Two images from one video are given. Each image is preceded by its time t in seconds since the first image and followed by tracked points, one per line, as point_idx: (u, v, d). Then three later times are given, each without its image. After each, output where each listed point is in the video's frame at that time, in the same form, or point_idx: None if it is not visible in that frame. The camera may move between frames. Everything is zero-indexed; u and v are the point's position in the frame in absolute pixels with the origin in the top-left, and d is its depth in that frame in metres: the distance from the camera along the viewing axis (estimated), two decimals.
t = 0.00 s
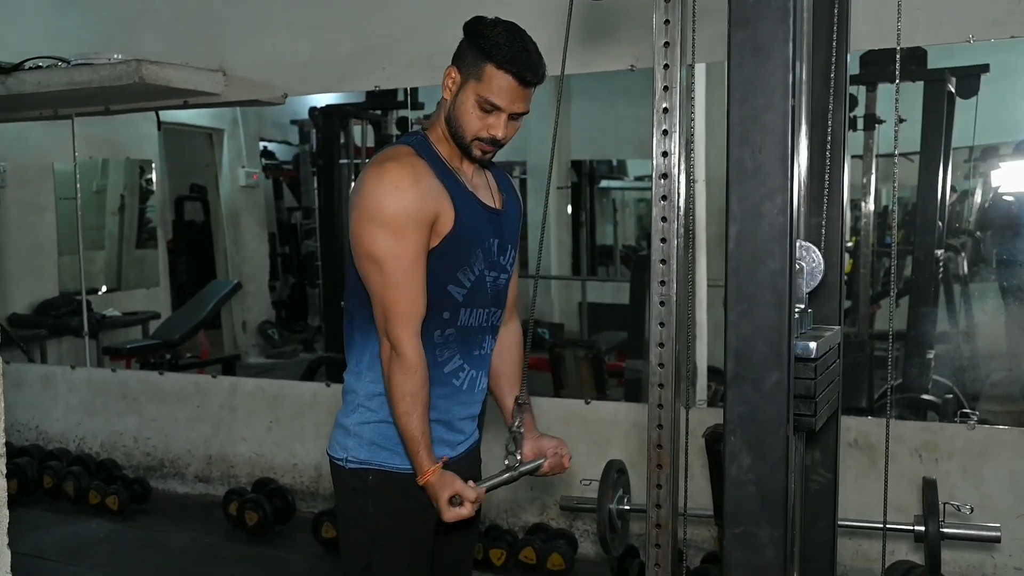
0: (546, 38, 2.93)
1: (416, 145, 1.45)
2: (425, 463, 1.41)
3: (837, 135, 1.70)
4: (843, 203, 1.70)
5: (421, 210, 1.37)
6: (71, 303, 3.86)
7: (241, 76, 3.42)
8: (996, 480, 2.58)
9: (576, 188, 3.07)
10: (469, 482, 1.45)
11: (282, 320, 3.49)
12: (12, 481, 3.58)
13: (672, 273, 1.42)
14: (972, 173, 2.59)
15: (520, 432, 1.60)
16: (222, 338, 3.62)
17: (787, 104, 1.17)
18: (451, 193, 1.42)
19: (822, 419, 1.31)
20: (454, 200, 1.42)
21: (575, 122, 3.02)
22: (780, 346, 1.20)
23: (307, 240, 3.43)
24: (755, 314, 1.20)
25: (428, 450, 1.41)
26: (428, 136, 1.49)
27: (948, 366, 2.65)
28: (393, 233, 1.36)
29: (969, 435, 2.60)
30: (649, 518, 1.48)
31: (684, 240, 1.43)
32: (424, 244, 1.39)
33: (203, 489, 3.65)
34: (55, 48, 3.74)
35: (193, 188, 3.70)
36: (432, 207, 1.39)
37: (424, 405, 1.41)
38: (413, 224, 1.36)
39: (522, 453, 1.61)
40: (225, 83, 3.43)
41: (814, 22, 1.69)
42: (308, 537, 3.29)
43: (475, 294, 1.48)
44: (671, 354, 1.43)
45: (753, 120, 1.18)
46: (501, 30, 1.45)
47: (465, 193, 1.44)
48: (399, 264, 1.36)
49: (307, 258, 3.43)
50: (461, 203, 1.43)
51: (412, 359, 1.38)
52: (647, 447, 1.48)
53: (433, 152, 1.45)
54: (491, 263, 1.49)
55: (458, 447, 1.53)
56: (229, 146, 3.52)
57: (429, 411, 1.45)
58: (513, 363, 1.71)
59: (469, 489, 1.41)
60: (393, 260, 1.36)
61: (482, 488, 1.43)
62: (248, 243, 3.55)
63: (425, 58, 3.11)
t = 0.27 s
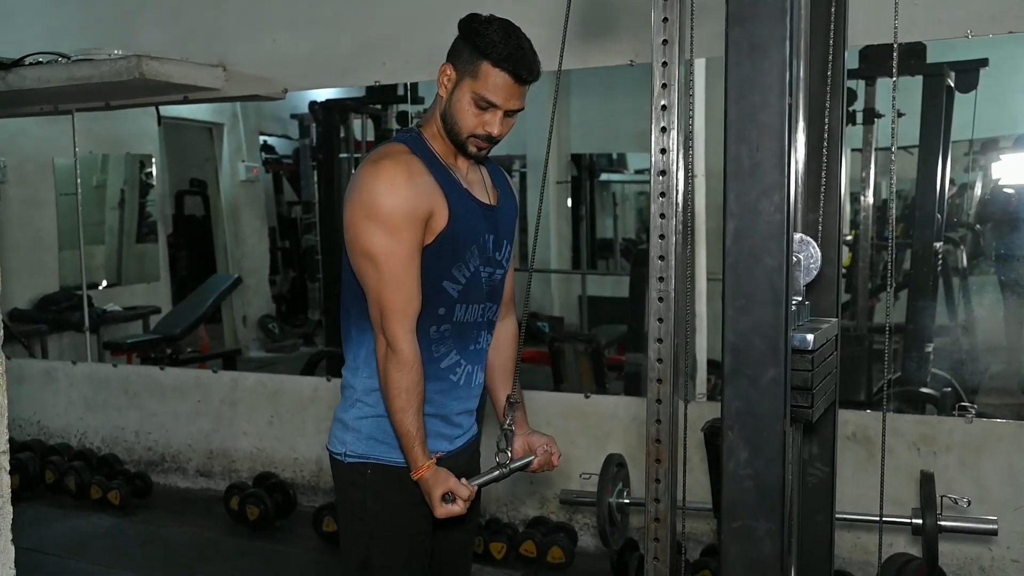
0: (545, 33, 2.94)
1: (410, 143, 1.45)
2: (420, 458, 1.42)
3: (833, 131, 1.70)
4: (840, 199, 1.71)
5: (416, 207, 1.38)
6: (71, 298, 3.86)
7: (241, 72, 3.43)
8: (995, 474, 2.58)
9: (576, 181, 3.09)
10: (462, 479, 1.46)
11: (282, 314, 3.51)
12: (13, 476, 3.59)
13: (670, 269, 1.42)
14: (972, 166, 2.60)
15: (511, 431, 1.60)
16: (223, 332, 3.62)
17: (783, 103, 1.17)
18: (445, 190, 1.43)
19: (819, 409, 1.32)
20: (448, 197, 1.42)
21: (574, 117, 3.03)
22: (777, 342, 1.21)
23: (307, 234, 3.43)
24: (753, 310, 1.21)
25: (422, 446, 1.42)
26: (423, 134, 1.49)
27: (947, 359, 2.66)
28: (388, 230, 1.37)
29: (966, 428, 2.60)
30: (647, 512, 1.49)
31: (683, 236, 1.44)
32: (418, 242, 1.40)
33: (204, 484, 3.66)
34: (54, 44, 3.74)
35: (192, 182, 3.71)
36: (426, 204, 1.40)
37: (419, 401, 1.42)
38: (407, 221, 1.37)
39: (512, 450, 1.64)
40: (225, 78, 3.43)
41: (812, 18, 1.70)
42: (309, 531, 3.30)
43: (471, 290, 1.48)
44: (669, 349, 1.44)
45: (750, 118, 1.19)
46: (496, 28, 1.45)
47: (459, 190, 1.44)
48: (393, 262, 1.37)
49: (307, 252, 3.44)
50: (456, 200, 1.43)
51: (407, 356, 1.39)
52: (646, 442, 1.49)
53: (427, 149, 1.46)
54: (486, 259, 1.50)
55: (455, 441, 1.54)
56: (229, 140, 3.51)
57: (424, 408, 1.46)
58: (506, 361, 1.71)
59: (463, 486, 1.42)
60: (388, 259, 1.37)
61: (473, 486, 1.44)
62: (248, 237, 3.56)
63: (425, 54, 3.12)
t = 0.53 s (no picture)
0: (544, 30, 2.94)
1: (413, 142, 1.46)
2: (421, 457, 1.43)
3: (830, 130, 1.71)
4: (837, 198, 1.72)
5: (418, 207, 1.38)
6: (72, 294, 3.87)
7: (241, 69, 3.43)
8: (992, 470, 2.60)
9: (576, 177, 3.07)
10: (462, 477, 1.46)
11: (282, 311, 3.52)
12: (13, 472, 3.60)
13: (668, 267, 1.43)
14: (971, 162, 2.60)
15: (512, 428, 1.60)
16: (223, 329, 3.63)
17: (780, 103, 1.18)
18: (447, 190, 1.43)
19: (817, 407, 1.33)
20: (450, 197, 1.43)
21: (574, 113, 3.03)
22: (774, 341, 1.21)
23: (307, 231, 3.44)
24: (750, 309, 1.22)
25: (423, 444, 1.43)
26: (425, 132, 1.50)
27: (945, 355, 2.67)
28: (390, 229, 1.38)
29: (965, 425, 2.62)
30: (646, 509, 1.50)
31: (681, 234, 1.44)
32: (420, 242, 1.40)
33: (204, 480, 3.67)
34: (54, 40, 3.74)
35: (193, 178, 3.70)
36: (428, 203, 1.40)
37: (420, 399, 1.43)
38: (409, 220, 1.38)
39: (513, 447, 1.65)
40: (226, 75, 3.43)
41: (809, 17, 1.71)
42: (309, 527, 3.31)
43: (471, 290, 1.49)
44: (668, 347, 1.45)
45: (746, 119, 1.20)
46: (498, 28, 1.46)
47: (460, 190, 1.45)
48: (395, 262, 1.38)
49: (307, 248, 3.44)
50: (457, 200, 1.44)
51: (408, 355, 1.40)
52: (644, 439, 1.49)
53: (430, 148, 1.46)
54: (487, 258, 1.50)
55: (455, 439, 1.55)
56: (230, 137, 3.53)
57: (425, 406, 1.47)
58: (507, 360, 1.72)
59: (463, 484, 1.42)
60: (390, 258, 1.38)
61: (474, 484, 1.44)
62: (249, 234, 3.57)
63: (425, 51, 3.12)
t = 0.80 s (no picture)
0: (543, 30, 2.94)
1: (413, 143, 1.46)
2: (420, 456, 1.43)
3: (828, 130, 1.71)
4: (835, 198, 1.72)
5: (417, 208, 1.39)
6: (71, 293, 3.87)
7: (241, 68, 3.43)
8: (991, 469, 2.60)
9: (576, 176, 3.06)
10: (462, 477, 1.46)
11: (283, 309, 3.52)
12: (12, 472, 3.61)
13: (667, 268, 1.43)
14: (971, 160, 2.60)
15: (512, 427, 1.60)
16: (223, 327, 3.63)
17: (778, 104, 1.18)
18: (446, 191, 1.43)
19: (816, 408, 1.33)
20: (449, 199, 1.43)
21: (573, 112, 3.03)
22: (772, 341, 1.21)
23: (307, 230, 3.44)
24: (748, 310, 1.22)
25: (422, 444, 1.43)
26: (425, 133, 1.50)
27: (944, 354, 2.67)
28: (389, 228, 1.38)
29: (964, 424, 2.62)
30: (646, 509, 1.50)
31: (680, 234, 1.44)
32: (419, 243, 1.40)
33: (204, 480, 3.68)
34: (54, 39, 3.74)
35: (193, 177, 3.69)
36: (428, 204, 1.40)
37: (418, 398, 1.43)
38: (409, 221, 1.38)
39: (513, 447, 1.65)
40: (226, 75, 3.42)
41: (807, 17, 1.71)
42: (309, 527, 3.32)
43: (471, 291, 1.49)
44: (667, 347, 1.45)
45: (744, 119, 1.20)
46: (494, 26, 1.46)
47: (460, 191, 1.45)
48: (394, 263, 1.38)
49: (307, 247, 3.44)
50: (457, 202, 1.44)
51: (407, 355, 1.40)
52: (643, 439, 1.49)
53: (431, 150, 1.46)
54: (486, 260, 1.50)
55: (454, 440, 1.55)
56: (230, 136, 3.53)
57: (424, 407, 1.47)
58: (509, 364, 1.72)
59: (463, 483, 1.42)
60: (389, 259, 1.38)
61: (474, 484, 1.44)
62: (249, 233, 3.57)
63: (424, 50, 3.12)
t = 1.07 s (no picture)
0: (544, 30, 2.94)
1: (413, 142, 1.46)
2: (435, 446, 1.41)
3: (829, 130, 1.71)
4: (836, 198, 1.72)
5: (417, 206, 1.38)
6: (70, 292, 3.87)
7: (241, 67, 3.43)
8: (992, 470, 2.59)
9: (578, 176, 3.07)
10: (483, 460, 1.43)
11: (283, 309, 3.52)
12: (10, 471, 3.61)
13: (667, 267, 1.43)
14: (971, 163, 2.60)
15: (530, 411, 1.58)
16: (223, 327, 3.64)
17: (778, 102, 1.18)
18: (445, 189, 1.43)
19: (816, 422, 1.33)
20: (449, 198, 1.43)
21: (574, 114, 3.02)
22: (772, 340, 1.21)
23: (307, 229, 3.44)
24: (747, 309, 1.22)
25: (435, 434, 1.41)
26: (425, 132, 1.50)
27: (945, 356, 2.66)
28: (388, 225, 1.37)
29: (961, 425, 2.61)
30: (645, 508, 1.49)
31: (680, 233, 1.44)
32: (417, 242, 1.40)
33: (203, 479, 3.68)
34: (55, 38, 3.74)
35: (194, 176, 3.71)
36: (427, 202, 1.40)
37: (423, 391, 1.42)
38: (408, 219, 1.38)
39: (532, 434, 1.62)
40: (227, 74, 3.41)
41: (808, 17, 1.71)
42: (309, 527, 3.31)
43: (468, 292, 1.49)
44: (667, 346, 1.45)
45: (745, 118, 1.19)
46: (487, 18, 1.47)
47: (458, 191, 1.45)
48: (393, 261, 1.37)
49: (307, 247, 3.44)
50: (455, 201, 1.44)
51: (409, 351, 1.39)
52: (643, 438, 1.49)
53: (430, 149, 1.46)
54: (484, 260, 1.50)
55: (451, 439, 1.55)
56: (230, 135, 3.53)
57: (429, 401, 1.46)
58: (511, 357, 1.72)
59: (484, 463, 1.40)
60: (388, 257, 1.37)
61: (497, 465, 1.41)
62: (249, 233, 3.57)
63: (425, 50, 3.12)
